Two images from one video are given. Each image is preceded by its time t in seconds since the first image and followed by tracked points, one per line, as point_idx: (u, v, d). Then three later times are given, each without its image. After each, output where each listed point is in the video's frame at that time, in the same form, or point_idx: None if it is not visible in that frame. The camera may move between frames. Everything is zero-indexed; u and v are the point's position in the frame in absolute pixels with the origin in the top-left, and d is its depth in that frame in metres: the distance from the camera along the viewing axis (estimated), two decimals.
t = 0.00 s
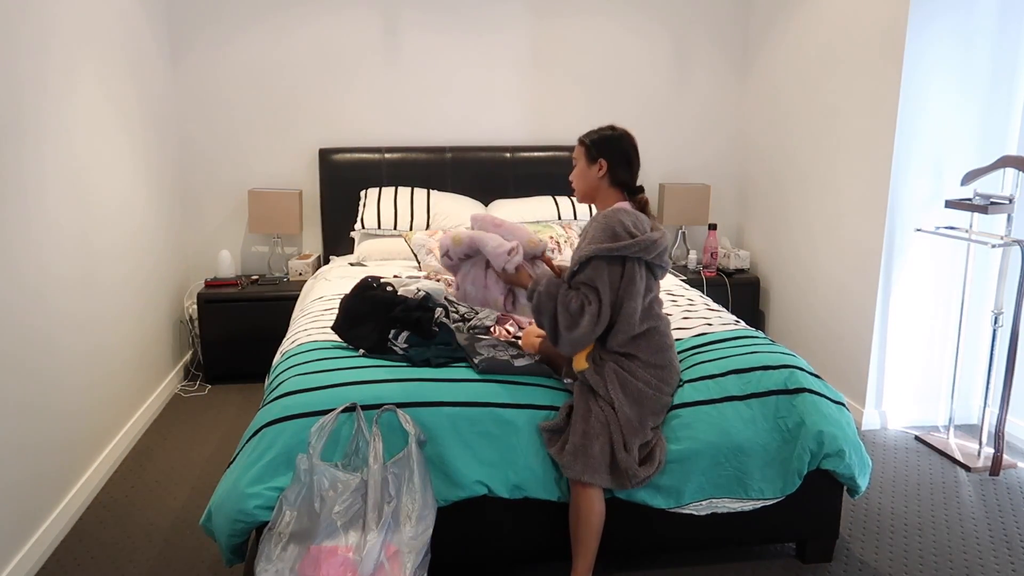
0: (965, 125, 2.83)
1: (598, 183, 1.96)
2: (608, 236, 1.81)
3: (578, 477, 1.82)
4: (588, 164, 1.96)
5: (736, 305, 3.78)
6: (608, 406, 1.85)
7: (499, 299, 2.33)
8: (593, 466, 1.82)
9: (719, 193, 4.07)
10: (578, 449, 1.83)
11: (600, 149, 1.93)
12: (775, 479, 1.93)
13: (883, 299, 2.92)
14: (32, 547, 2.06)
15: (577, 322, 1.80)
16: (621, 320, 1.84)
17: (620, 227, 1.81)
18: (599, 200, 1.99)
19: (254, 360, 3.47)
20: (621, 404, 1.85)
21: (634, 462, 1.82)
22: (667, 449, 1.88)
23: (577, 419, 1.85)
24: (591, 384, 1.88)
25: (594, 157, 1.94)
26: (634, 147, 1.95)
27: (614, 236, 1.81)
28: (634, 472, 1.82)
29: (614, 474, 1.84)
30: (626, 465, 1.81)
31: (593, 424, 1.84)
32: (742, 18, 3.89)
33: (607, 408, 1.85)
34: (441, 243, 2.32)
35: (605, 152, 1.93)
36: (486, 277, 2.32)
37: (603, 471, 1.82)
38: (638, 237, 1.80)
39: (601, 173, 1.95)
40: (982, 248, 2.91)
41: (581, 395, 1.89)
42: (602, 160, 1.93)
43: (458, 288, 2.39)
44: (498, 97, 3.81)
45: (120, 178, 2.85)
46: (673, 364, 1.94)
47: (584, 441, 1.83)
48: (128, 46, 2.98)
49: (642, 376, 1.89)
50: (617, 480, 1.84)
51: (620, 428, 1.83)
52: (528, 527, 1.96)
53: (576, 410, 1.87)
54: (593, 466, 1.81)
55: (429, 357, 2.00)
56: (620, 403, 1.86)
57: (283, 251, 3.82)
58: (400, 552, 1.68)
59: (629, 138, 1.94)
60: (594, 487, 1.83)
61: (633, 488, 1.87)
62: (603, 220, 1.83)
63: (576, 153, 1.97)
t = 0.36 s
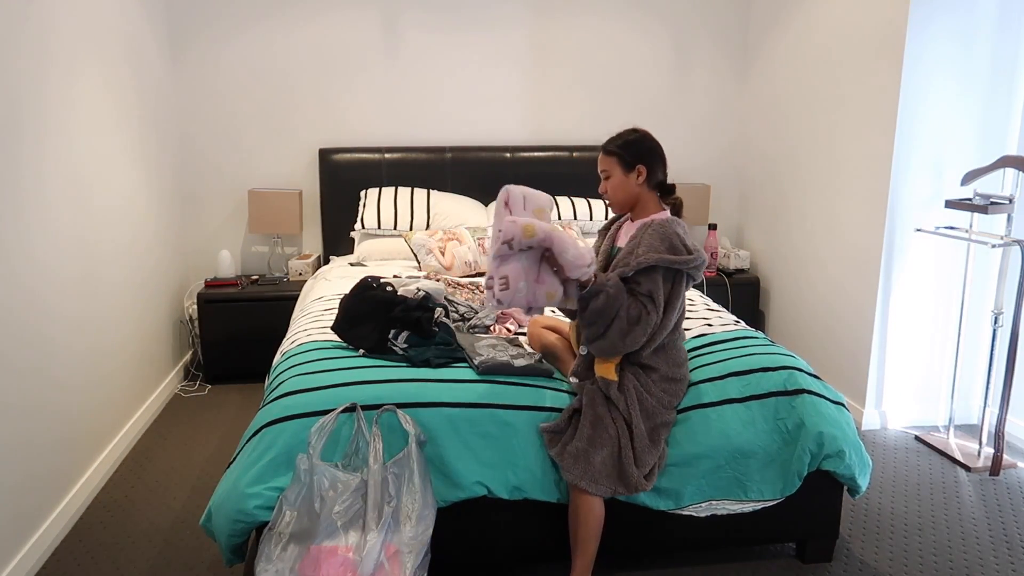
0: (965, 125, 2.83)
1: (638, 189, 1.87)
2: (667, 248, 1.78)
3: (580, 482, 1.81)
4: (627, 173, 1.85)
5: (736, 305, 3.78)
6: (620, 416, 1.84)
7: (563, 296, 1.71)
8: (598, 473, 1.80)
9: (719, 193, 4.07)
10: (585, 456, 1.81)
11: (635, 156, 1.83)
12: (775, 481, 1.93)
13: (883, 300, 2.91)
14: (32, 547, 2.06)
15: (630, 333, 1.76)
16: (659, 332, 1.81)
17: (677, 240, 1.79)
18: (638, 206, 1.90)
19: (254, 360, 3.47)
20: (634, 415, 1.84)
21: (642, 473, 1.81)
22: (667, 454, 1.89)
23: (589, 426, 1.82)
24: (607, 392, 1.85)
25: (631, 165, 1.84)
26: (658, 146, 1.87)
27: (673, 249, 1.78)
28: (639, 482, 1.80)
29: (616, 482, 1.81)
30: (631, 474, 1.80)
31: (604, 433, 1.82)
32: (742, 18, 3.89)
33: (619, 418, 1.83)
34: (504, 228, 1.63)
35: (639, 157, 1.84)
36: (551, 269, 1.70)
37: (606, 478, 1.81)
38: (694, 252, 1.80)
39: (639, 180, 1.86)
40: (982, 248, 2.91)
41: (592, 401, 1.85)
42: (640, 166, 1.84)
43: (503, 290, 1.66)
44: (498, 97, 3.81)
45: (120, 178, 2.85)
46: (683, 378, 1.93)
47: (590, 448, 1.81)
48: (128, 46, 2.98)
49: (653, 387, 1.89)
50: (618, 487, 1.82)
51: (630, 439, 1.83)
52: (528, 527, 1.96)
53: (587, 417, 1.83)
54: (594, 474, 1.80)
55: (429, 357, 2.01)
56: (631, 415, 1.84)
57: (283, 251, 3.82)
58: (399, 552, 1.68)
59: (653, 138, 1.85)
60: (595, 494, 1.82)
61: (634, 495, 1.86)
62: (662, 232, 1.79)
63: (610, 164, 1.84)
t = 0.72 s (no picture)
0: (965, 125, 2.83)
1: (652, 194, 1.88)
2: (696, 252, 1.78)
3: (580, 485, 1.80)
4: (641, 177, 1.85)
5: (736, 305, 3.78)
6: (626, 422, 1.83)
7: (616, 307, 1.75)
8: (599, 477, 1.80)
9: (719, 193, 4.07)
10: (589, 461, 1.80)
11: (651, 160, 1.84)
12: (775, 481, 1.93)
13: (883, 300, 2.91)
14: (32, 547, 2.06)
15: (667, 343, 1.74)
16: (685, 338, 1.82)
17: (700, 242, 1.81)
18: (650, 211, 1.91)
19: (253, 360, 3.47)
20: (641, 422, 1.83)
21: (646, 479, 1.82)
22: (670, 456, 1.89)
23: (596, 432, 1.81)
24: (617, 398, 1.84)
25: (647, 169, 1.85)
26: (670, 152, 1.89)
27: (700, 253, 1.79)
28: (642, 487, 1.81)
29: (617, 486, 1.81)
30: (635, 480, 1.80)
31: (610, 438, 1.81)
32: (742, 18, 3.89)
33: (626, 423, 1.83)
34: (579, 241, 1.64)
35: (655, 162, 1.85)
36: (609, 280, 1.73)
37: (607, 483, 1.81)
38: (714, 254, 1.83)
39: (654, 184, 1.87)
40: (982, 247, 2.91)
41: (597, 405, 1.83)
42: (655, 171, 1.85)
43: (568, 308, 1.69)
44: (498, 96, 3.81)
45: (120, 178, 2.85)
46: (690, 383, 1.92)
47: (594, 453, 1.80)
48: (128, 45, 2.98)
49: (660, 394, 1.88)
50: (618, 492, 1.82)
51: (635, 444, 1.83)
52: (528, 528, 1.96)
53: (594, 422, 1.82)
54: (596, 479, 1.80)
55: (428, 357, 2.00)
56: (637, 421, 1.83)
57: (283, 251, 3.82)
58: (400, 553, 1.68)
59: (666, 143, 1.87)
60: (596, 498, 1.81)
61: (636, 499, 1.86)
62: (688, 237, 1.78)
63: (625, 167, 1.84)
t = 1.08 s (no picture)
0: (965, 125, 2.83)
1: (650, 196, 1.88)
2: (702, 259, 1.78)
3: (578, 485, 1.81)
4: (640, 178, 1.85)
5: (736, 305, 3.78)
6: (626, 423, 1.83)
7: (629, 352, 1.69)
8: (598, 477, 1.80)
9: (719, 193, 4.07)
10: (587, 461, 1.80)
11: (650, 162, 1.84)
12: (775, 481, 1.94)
13: (883, 300, 2.91)
14: (32, 547, 2.06)
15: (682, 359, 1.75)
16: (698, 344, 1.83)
17: (704, 247, 1.81)
18: (649, 213, 1.91)
19: (253, 360, 3.48)
20: (641, 423, 1.83)
21: (645, 479, 1.81)
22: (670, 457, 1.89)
23: (595, 433, 1.81)
24: (616, 400, 1.84)
25: (646, 171, 1.84)
26: (670, 152, 1.88)
27: (706, 260, 1.79)
28: (641, 488, 1.80)
29: (617, 487, 1.81)
30: (635, 481, 1.80)
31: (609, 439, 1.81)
32: (742, 18, 3.89)
33: (625, 424, 1.83)
34: (583, 311, 1.55)
35: (654, 163, 1.85)
36: (619, 330, 1.65)
37: (607, 483, 1.81)
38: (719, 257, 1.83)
39: (653, 186, 1.87)
40: (982, 247, 2.91)
41: (596, 406, 1.83)
42: (655, 172, 1.85)
43: (582, 370, 1.61)
44: (498, 97, 3.81)
45: (120, 177, 2.85)
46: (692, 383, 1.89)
47: (593, 454, 1.80)
48: (128, 46, 2.98)
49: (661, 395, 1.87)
50: (618, 492, 1.82)
51: (635, 446, 1.82)
52: (528, 528, 1.96)
53: (592, 423, 1.82)
54: (594, 480, 1.80)
55: (428, 357, 2.00)
56: (637, 423, 1.83)
57: (283, 251, 3.82)
58: (400, 553, 1.68)
59: (665, 144, 1.86)
60: (596, 499, 1.81)
61: (636, 500, 1.86)
62: (692, 243, 1.78)
63: (624, 169, 1.84)
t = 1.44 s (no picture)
0: (964, 125, 2.83)
1: (652, 199, 1.88)
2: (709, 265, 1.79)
3: (579, 486, 1.81)
4: (640, 182, 1.85)
5: (736, 305, 3.78)
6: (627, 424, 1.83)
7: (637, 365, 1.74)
8: (598, 478, 1.81)
9: (719, 193, 4.07)
10: (588, 462, 1.80)
11: (650, 166, 1.84)
12: (775, 482, 1.94)
13: (883, 300, 2.91)
14: (32, 547, 2.06)
15: (689, 367, 1.78)
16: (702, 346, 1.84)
17: (709, 251, 1.81)
18: (650, 216, 1.91)
19: (253, 360, 3.47)
20: (642, 424, 1.83)
21: (645, 480, 1.81)
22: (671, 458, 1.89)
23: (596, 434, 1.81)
24: (618, 401, 1.83)
25: (647, 175, 1.84)
26: (669, 153, 1.88)
27: (712, 264, 1.80)
28: (642, 488, 1.80)
29: (617, 487, 1.81)
30: (636, 481, 1.80)
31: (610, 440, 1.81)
32: (742, 18, 3.89)
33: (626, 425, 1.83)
34: (591, 341, 1.58)
35: (654, 166, 1.85)
36: (627, 348, 1.69)
37: (607, 483, 1.81)
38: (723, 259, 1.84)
39: (654, 190, 1.87)
40: (982, 247, 2.91)
41: (597, 407, 1.82)
42: (655, 175, 1.85)
43: (592, 392, 1.66)
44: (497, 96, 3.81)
45: (120, 178, 2.85)
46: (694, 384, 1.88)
47: (593, 455, 1.80)
48: (127, 46, 2.98)
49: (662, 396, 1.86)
50: (619, 492, 1.82)
51: (635, 446, 1.82)
52: (528, 529, 1.96)
53: (593, 424, 1.82)
54: (595, 481, 1.80)
55: (428, 357, 2.00)
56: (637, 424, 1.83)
57: (283, 251, 3.82)
58: (399, 552, 1.68)
59: (664, 145, 1.86)
60: (596, 499, 1.81)
61: (637, 501, 1.86)
62: (698, 246, 1.78)
63: (625, 173, 1.84)
